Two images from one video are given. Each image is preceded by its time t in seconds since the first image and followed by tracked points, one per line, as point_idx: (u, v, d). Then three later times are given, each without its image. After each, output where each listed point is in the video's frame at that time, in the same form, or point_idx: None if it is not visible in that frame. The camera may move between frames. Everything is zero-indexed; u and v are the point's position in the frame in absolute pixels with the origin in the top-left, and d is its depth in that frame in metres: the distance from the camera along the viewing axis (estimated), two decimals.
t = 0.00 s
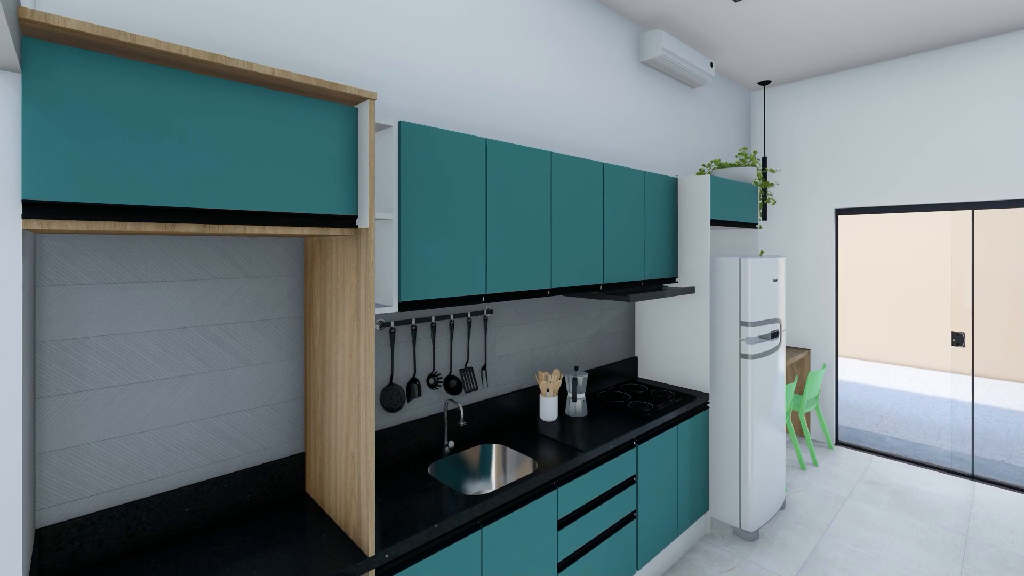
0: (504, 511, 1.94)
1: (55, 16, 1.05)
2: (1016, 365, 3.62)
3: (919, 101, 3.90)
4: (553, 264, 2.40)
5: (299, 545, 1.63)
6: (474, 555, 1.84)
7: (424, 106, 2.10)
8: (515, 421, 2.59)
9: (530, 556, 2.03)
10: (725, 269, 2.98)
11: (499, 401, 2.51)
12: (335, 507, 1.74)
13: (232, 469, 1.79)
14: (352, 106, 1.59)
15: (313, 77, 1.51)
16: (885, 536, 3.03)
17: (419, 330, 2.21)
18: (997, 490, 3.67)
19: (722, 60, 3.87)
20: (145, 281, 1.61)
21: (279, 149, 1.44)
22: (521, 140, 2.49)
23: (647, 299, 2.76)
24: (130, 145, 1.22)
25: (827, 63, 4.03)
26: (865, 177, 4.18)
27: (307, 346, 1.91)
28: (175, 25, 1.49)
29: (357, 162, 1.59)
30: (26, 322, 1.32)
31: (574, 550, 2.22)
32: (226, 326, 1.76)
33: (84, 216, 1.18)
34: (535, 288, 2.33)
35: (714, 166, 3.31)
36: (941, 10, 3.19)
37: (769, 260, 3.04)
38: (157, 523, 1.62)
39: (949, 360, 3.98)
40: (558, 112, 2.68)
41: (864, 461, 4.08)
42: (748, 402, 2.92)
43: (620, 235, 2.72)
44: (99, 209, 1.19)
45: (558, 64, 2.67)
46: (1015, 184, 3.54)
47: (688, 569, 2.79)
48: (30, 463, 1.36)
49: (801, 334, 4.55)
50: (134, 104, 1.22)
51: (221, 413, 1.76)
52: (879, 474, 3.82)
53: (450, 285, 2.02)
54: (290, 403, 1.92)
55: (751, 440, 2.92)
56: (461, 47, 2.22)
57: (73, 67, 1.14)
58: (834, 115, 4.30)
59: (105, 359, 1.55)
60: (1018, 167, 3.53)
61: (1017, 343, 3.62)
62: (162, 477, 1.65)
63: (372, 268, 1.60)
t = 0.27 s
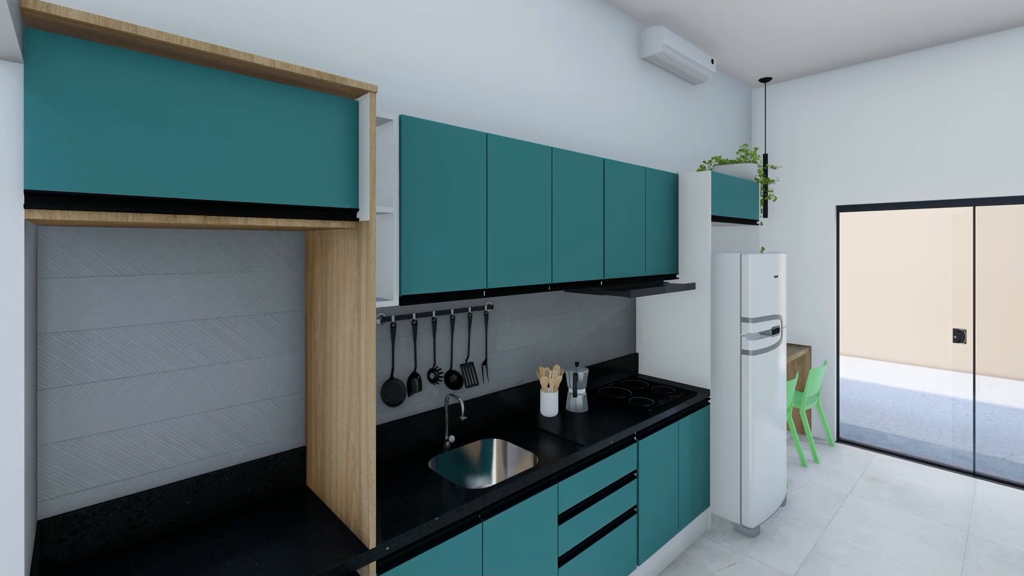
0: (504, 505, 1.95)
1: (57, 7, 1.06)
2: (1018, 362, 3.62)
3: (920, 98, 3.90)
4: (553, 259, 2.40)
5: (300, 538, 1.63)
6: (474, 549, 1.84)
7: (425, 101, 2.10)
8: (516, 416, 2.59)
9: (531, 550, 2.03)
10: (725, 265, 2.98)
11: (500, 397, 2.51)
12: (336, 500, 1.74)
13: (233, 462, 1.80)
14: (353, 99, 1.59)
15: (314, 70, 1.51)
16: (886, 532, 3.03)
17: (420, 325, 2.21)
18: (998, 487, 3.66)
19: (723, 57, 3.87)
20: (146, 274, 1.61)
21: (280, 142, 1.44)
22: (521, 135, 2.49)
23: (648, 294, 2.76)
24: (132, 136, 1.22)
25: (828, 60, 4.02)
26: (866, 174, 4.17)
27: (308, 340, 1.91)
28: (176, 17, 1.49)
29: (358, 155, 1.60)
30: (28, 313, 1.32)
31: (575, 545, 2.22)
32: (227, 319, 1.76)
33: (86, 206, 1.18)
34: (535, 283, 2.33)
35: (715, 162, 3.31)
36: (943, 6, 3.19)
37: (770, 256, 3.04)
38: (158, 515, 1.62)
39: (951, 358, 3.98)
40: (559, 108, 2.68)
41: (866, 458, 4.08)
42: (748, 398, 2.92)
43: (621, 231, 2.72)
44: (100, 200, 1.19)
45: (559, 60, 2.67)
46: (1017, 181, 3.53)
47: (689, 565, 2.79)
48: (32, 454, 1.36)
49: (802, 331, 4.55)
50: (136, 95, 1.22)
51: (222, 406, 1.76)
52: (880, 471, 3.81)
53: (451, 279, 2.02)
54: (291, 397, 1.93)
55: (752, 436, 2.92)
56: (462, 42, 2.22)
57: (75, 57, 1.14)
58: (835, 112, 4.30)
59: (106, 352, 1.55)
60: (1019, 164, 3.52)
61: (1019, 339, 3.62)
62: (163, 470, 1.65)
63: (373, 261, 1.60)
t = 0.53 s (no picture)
0: (505, 499, 1.95)
1: None
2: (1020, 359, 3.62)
3: (921, 95, 3.89)
4: (554, 254, 2.40)
5: (301, 531, 1.64)
6: (475, 542, 1.84)
7: (425, 95, 2.10)
8: (516, 412, 2.59)
9: (531, 544, 2.03)
10: (726, 261, 2.97)
11: (500, 392, 2.51)
12: (337, 493, 1.75)
13: (234, 456, 1.80)
14: (353, 92, 1.59)
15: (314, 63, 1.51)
16: (888, 528, 3.03)
17: (420, 320, 2.22)
18: (1000, 483, 3.66)
19: (723, 54, 3.87)
20: (148, 267, 1.61)
21: (282, 135, 1.44)
22: (522, 130, 2.49)
23: (649, 290, 2.76)
24: (134, 127, 1.22)
25: (829, 57, 4.02)
26: (867, 171, 4.17)
27: (309, 334, 1.91)
28: (177, 9, 1.49)
29: (358, 149, 1.60)
30: (30, 305, 1.33)
31: (576, 540, 2.22)
32: (228, 313, 1.77)
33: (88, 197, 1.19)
34: (536, 278, 2.33)
35: (716, 159, 3.31)
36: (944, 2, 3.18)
37: (771, 252, 3.04)
38: (160, 507, 1.63)
39: (953, 355, 3.98)
40: (560, 103, 2.68)
41: (867, 455, 4.07)
42: (749, 394, 2.92)
43: (622, 226, 2.72)
44: (102, 191, 1.20)
45: (560, 55, 2.67)
46: (1018, 177, 3.53)
47: (690, 561, 2.79)
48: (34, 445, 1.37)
49: (803, 328, 4.54)
50: (137, 87, 1.23)
51: (223, 399, 1.77)
52: (881, 468, 3.81)
53: (451, 273, 2.02)
54: (292, 390, 1.93)
55: (753, 432, 2.92)
56: (462, 36, 2.22)
57: (76, 48, 1.14)
58: (836, 109, 4.29)
59: (108, 344, 1.56)
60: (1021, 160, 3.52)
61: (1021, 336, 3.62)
62: (165, 463, 1.66)
63: (374, 254, 1.60)
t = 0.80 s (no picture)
0: (505, 493, 1.95)
1: None
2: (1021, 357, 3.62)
3: (922, 92, 3.89)
4: (555, 249, 2.40)
5: (302, 523, 1.64)
6: (476, 536, 1.85)
7: (426, 90, 2.10)
8: (517, 407, 2.59)
9: (532, 538, 2.03)
10: (727, 257, 2.97)
11: (501, 387, 2.52)
12: (338, 485, 1.75)
13: (235, 449, 1.80)
14: (354, 85, 1.59)
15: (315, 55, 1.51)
16: (888, 525, 3.03)
17: (421, 315, 2.22)
18: (1001, 480, 3.66)
19: (724, 51, 3.87)
20: (149, 260, 1.62)
21: (283, 127, 1.45)
22: (522, 125, 2.49)
23: (650, 286, 2.77)
24: (135, 118, 1.23)
25: (830, 54, 4.01)
26: (868, 167, 4.16)
27: (310, 328, 1.92)
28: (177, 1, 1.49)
29: (359, 141, 1.60)
30: (33, 296, 1.33)
31: (576, 534, 2.22)
32: (229, 306, 1.77)
33: (90, 187, 1.19)
34: (537, 273, 2.33)
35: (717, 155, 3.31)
36: None
37: (772, 248, 3.04)
38: (161, 500, 1.63)
39: (954, 353, 3.99)
40: (560, 99, 2.68)
41: (868, 452, 4.07)
42: (750, 390, 2.92)
43: (622, 222, 2.72)
44: (104, 182, 1.20)
45: (560, 50, 2.67)
46: (1020, 174, 3.52)
47: (690, 556, 2.79)
48: (36, 436, 1.37)
49: (804, 325, 4.54)
50: (139, 78, 1.23)
51: (224, 392, 1.77)
52: (882, 465, 3.81)
53: (452, 268, 2.03)
54: (293, 384, 1.93)
55: (754, 428, 2.92)
56: (463, 31, 2.22)
57: (78, 38, 1.15)
58: (837, 106, 4.29)
59: (110, 337, 1.56)
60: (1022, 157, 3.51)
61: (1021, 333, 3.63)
62: (166, 455, 1.66)
63: (375, 246, 1.60)
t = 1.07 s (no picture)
0: (506, 487, 1.95)
1: None
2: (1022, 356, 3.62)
3: (924, 88, 3.88)
4: (555, 244, 2.40)
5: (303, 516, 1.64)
6: (477, 530, 1.85)
7: (426, 84, 2.10)
8: (518, 402, 2.59)
9: (532, 532, 2.03)
10: (727, 253, 2.97)
11: (502, 382, 2.52)
12: (339, 478, 1.76)
13: (237, 442, 1.81)
14: (355, 78, 1.60)
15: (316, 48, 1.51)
16: (889, 521, 3.03)
17: (422, 310, 2.22)
18: (1002, 477, 3.66)
19: (725, 48, 3.87)
20: (150, 253, 1.62)
21: (284, 119, 1.45)
22: (523, 120, 2.49)
23: (650, 281, 2.77)
24: (137, 109, 1.23)
25: (831, 50, 4.01)
26: (869, 164, 4.16)
27: (311, 321, 1.92)
28: None
29: (360, 134, 1.61)
30: (35, 287, 1.34)
31: (577, 529, 2.23)
32: (230, 299, 1.78)
33: (92, 178, 1.20)
34: (537, 268, 2.34)
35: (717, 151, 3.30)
36: None
37: (772, 245, 3.04)
38: (163, 492, 1.64)
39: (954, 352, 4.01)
40: (561, 95, 2.68)
41: (868, 449, 4.07)
42: (751, 386, 2.92)
43: (623, 218, 2.72)
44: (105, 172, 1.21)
45: (561, 46, 2.67)
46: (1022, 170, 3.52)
47: (691, 552, 2.79)
48: (38, 427, 1.38)
49: (804, 322, 4.53)
50: (141, 69, 1.23)
51: (226, 385, 1.77)
52: (883, 462, 3.80)
53: (452, 262, 2.03)
54: (294, 378, 1.94)
55: (755, 425, 2.92)
56: (463, 25, 2.22)
57: (80, 29, 1.15)
58: (838, 103, 4.28)
59: (111, 329, 1.56)
60: None
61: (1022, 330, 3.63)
62: (168, 448, 1.67)
63: (376, 239, 1.60)
